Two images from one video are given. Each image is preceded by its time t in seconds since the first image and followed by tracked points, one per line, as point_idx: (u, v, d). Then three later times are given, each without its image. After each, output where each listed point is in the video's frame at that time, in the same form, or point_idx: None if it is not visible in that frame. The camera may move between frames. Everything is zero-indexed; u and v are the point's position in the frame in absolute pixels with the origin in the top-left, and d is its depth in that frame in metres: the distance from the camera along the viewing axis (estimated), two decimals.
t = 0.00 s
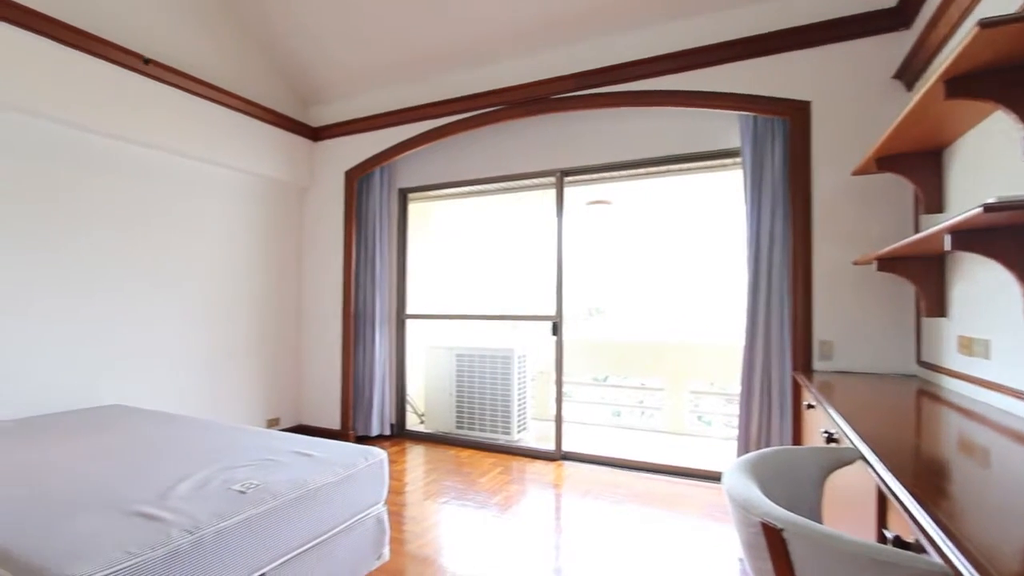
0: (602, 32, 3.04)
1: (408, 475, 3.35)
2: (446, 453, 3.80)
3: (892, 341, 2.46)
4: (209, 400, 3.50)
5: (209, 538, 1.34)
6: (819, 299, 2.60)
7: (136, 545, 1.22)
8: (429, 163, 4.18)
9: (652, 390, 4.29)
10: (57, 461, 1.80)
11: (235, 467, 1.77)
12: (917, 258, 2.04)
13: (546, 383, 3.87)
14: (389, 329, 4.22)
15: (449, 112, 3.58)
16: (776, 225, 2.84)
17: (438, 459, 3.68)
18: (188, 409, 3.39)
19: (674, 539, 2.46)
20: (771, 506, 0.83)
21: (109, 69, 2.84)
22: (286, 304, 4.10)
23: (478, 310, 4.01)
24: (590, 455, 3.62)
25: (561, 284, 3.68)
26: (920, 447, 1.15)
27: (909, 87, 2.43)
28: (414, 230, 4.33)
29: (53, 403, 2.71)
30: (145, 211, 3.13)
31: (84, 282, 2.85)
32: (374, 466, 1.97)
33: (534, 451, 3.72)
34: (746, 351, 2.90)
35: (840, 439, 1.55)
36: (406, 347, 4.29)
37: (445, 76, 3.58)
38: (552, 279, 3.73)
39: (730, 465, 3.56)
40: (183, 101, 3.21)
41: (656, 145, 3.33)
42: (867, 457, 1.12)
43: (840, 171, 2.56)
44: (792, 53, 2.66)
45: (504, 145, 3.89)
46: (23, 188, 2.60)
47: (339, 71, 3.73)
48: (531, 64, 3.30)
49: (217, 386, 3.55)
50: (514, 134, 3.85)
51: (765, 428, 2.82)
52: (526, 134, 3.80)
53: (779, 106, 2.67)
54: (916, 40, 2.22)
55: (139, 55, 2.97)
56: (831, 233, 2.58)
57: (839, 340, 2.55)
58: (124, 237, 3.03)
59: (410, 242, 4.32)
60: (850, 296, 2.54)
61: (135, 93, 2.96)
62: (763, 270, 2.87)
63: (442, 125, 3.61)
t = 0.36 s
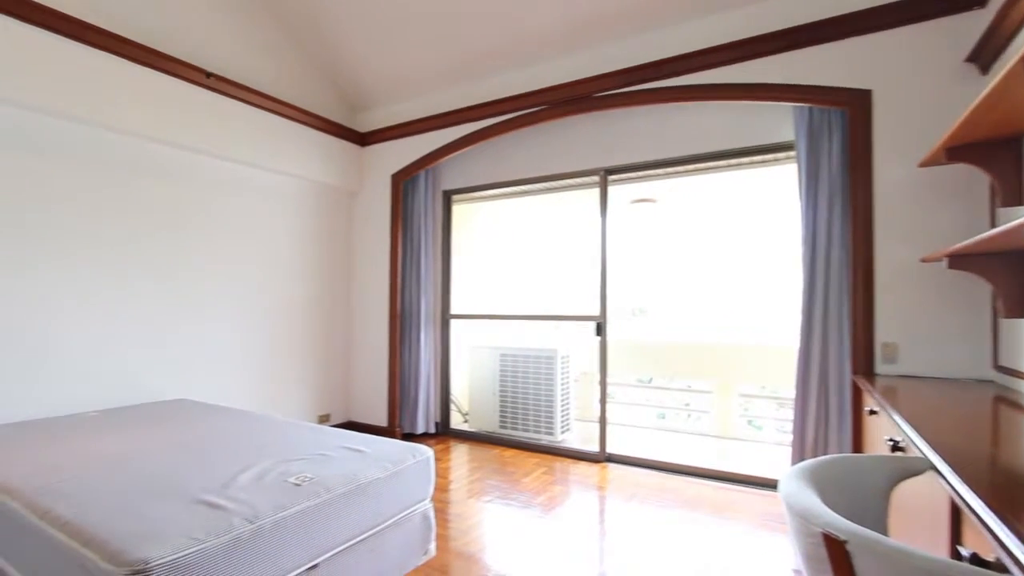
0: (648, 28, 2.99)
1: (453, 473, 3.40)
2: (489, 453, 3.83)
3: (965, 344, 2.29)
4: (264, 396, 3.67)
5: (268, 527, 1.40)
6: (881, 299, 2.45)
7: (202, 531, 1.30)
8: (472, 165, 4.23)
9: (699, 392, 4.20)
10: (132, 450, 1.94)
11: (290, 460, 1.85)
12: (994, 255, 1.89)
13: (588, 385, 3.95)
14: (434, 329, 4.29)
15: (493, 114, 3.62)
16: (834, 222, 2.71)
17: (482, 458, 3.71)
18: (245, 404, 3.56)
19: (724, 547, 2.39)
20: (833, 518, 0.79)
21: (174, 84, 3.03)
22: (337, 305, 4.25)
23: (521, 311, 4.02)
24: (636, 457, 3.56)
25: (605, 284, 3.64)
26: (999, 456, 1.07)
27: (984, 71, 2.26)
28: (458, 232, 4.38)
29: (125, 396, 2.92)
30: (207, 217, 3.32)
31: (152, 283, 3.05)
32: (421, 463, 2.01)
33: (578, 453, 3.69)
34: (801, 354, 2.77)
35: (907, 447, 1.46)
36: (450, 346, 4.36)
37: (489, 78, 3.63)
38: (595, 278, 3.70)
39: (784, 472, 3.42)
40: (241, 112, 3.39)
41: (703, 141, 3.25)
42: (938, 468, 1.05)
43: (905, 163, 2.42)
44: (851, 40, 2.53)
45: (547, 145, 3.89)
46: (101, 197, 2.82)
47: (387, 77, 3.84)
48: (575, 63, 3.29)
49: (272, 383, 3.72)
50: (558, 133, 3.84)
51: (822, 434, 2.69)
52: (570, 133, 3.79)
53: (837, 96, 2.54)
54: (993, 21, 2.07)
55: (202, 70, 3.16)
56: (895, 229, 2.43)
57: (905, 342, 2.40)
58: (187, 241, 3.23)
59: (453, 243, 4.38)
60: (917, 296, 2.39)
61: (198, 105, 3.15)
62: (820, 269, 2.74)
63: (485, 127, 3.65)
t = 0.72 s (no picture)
0: (696, 21, 2.92)
1: (499, 474, 3.42)
2: (536, 455, 3.82)
3: None
4: (319, 395, 3.82)
5: (326, 521, 1.45)
6: (955, 298, 2.28)
7: (264, 523, 1.36)
8: (517, 167, 4.25)
9: (752, 397, 4.04)
10: (200, 445, 2.07)
11: (344, 458, 1.92)
12: None
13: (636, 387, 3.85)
14: (480, 331, 4.34)
15: (538, 116, 3.63)
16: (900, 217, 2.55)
17: (528, 460, 3.72)
18: (301, 403, 3.72)
19: (781, 559, 2.28)
20: (906, 531, 0.74)
21: (239, 99, 3.20)
22: (386, 307, 4.37)
23: (566, 312, 4.00)
24: (686, 462, 3.47)
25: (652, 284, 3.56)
26: None
27: None
28: (503, 234, 4.42)
29: (194, 393, 3.11)
30: (268, 223, 3.50)
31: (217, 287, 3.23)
32: (469, 463, 2.03)
33: (626, 456, 3.63)
34: (865, 358, 2.61)
35: (988, 458, 1.35)
36: (496, 348, 4.39)
37: (534, 81, 3.64)
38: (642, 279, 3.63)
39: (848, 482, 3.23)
40: (297, 124, 3.54)
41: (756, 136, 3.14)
42: None
43: (982, 151, 2.24)
44: (919, 23, 2.37)
45: (592, 145, 3.86)
46: (172, 206, 3.02)
47: (435, 84, 3.93)
48: (621, 62, 3.25)
49: (326, 382, 3.87)
50: (603, 133, 3.81)
51: (888, 443, 2.53)
52: (616, 133, 3.74)
53: (904, 83, 2.39)
54: None
55: (260, 84, 3.32)
56: (971, 223, 2.26)
57: (983, 345, 2.23)
58: (248, 246, 3.41)
59: (499, 246, 4.41)
60: (997, 295, 2.21)
61: (259, 118, 3.31)
62: (885, 267, 2.58)
63: (530, 129, 3.66)
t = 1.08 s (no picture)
0: (757, 8, 2.80)
1: (551, 475, 3.41)
2: (589, 456, 3.78)
3: None
4: (376, 392, 3.95)
5: (386, 515, 1.50)
6: None
7: (329, 514, 1.42)
8: (568, 166, 4.22)
9: (819, 401, 3.86)
10: (269, 437, 2.19)
11: (401, 453, 1.97)
12: None
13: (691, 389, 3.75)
14: (532, 330, 4.34)
15: (590, 114, 3.60)
16: (993, 207, 2.34)
17: (581, 460, 3.69)
18: (361, 398, 3.86)
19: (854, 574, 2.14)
20: (996, 549, 0.76)
21: (303, 109, 3.37)
22: (440, 307, 4.46)
23: (620, 312, 3.94)
24: (747, 468, 3.33)
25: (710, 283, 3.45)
26: None
27: None
28: (555, 233, 4.41)
29: (264, 387, 3.30)
30: (329, 225, 3.66)
31: (284, 287, 3.41)
32: (523, 462, 2.04)
33: (683, 460, 3.53)
34: (950, 359, 2.41)
35: None
36: (548, 348, 4.38)
37: (586, 78, 3.61)
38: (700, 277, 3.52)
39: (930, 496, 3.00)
40: (356, 129, 3.68)
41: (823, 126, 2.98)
42: None
43: None
44: None
45: (646, 141, 3.79)
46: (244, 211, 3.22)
47: (487, 85, 3.97)
48: (676, 54, 3.17)
49: (384, 379, 4.00)
50: (658, 128, 3.72)
51: (978, 453, 2.33)
52: (671, 127, 3.65)
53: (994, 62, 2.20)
54: None
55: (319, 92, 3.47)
56: None
57: None
58: (312, 248, 3.57)
59: (551, 245, 4.41)
60: None
61: (321, 126, 3.47)
62: (974, 262, 2.37)
63: (582, 127, 3.63)
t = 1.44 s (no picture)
0: None
1: (604, 477, 3.36)
2: (642, 459, 3.70)
3: None
4: (430, 390, 4.04)
5: (441, 511, 1.53)
6: None
7: (387, 508, 1.47)
8: (621, 164, 4.16)
9: (893, 408, 3.55)
10: (332, 431, 2.29)
11: (456, 451, 2.01)
12: None
13: (751, 394, 3.61)
14: (585, 331, 4.31)
15: (643, 111, 3.54)
16: None
17: (635, 464, 3.61)
18: (416, 396, 3.96)
19: None
20: None
21: (361, 116, 3.51)
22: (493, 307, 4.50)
23: (676, 312, 3.84)
24: (814, 478, 3.15)
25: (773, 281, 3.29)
26: None
27: None
28: (608, 232, 4.36)
29: (325, 383, 3.45)
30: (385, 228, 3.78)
31: (344, 288, 3.56)
32: (577, 464, 2.02)
33: (743, 467, 3.39)
34: None
35: None
36: (601, 349, 4.34)
37: (640, 73, 3.54)
38: (761, 276, 3.37)
39: None
40: (411, 134, 3.79)
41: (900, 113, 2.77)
42: None
43: None
44: None
45: (702, 136, 3.67)
46: (307, 216, 3.38)
47: (538, 85, 3.98)
48: (734, 44, 3.05)
49: (438, 377, 4.08)
50: (715, 122, 3.60)
51: None
52: (729, 120, 3.53)
53: None
54: None
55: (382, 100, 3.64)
56: None
57: None
58: (369, 250, 3.70)
59: (603, 244, 4.35)
60: None
61: (377, 132, 3.60)
62: None
63: (635, 124, 3.57)
